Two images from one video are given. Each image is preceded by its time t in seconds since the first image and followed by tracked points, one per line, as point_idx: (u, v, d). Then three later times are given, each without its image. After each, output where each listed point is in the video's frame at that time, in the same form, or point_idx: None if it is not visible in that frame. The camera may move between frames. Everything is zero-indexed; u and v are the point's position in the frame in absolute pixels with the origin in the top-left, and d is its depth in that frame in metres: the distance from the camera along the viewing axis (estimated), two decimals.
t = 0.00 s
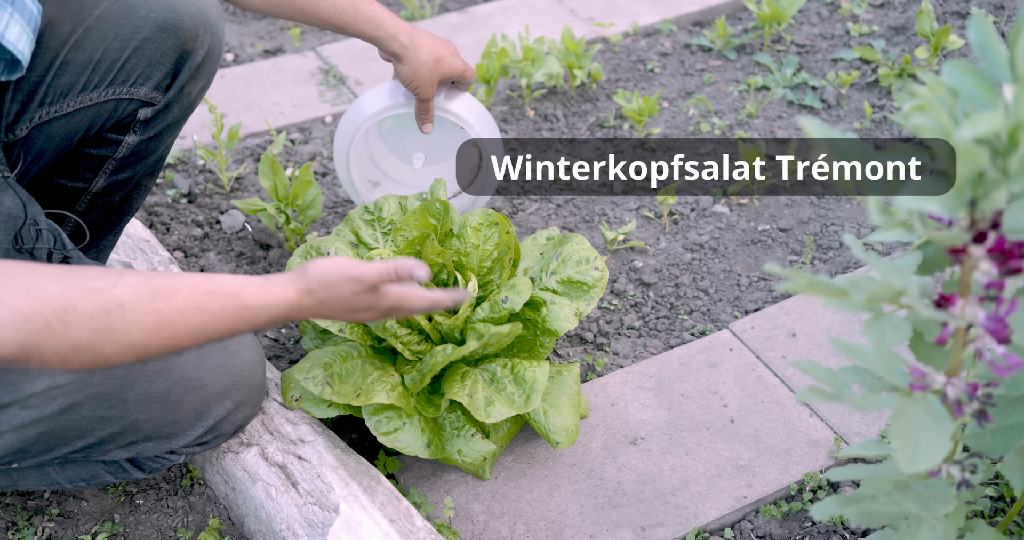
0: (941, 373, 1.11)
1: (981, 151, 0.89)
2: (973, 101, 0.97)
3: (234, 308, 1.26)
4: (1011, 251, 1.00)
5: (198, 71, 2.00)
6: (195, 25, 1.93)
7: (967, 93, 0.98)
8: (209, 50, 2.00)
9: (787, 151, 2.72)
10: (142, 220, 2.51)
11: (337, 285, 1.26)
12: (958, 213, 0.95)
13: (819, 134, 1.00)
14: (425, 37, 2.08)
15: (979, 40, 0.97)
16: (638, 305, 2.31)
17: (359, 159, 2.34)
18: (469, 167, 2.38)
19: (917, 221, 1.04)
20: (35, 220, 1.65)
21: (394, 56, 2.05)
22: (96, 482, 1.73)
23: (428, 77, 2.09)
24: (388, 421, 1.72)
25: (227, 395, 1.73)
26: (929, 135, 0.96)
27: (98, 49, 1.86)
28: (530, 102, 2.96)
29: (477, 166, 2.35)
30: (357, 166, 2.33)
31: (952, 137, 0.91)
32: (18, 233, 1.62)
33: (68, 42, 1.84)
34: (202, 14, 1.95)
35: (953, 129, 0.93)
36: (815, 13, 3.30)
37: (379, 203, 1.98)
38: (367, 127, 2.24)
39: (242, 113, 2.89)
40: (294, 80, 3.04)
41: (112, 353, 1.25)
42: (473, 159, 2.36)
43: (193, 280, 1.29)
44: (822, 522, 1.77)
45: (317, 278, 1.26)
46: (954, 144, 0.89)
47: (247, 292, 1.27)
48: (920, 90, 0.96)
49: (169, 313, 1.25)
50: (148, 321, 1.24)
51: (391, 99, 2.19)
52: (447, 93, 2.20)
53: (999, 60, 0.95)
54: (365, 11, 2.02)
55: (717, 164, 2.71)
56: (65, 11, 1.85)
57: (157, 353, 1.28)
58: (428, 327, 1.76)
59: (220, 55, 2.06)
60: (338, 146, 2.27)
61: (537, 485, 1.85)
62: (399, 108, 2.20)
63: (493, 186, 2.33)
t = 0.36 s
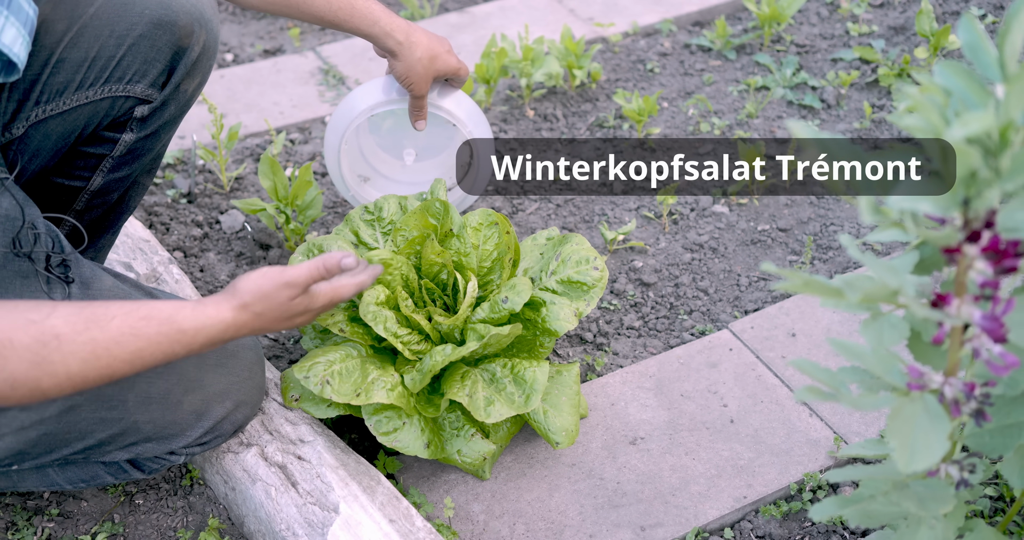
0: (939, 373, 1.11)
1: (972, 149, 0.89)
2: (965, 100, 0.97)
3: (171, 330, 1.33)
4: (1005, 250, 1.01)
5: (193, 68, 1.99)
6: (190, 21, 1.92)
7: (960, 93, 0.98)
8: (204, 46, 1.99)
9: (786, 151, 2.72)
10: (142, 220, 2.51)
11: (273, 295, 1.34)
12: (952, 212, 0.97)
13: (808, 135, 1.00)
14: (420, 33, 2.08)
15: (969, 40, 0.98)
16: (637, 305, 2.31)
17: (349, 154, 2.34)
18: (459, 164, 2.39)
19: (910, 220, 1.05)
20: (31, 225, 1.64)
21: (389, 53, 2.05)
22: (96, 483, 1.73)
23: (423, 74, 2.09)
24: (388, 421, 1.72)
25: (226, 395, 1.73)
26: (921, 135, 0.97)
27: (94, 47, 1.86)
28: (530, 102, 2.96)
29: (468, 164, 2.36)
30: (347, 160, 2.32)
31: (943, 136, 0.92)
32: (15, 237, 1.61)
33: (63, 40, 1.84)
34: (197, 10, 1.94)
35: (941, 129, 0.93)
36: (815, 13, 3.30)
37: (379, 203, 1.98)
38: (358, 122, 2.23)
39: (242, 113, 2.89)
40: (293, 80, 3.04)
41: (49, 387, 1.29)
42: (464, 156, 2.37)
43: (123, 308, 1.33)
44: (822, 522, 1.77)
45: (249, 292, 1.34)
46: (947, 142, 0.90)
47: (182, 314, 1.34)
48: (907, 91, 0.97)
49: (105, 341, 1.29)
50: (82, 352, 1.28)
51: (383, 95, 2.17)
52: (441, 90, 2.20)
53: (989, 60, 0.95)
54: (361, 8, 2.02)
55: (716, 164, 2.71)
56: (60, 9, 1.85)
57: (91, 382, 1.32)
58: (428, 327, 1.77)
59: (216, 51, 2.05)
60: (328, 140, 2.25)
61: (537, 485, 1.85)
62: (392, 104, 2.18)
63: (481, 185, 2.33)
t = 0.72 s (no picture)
0: (940, 372, 1.11)
1: (979, 147, 0.89)
2: (971, 99, 0.97)
3: (179, 342, 1.32)
4: (1008, 248, 1.01)
5: (196, 70, 2.00)
6: (193, 23, 1.93)
7: (966, 92, 0.98)
8: (206, 48, 2.00)
9: (786, 151, 2.72)
10: (142, 220, 2.51)
11: (287, 298, 1.34)
12: (955, 210, 0.97)
13: (818, 133, 0.99)
14: (423, 37, 2.08)
15: (977, 38, 0.97)
16: (637, 305, 2.31)
17: (352, 157, 2.34)
18: (463, 169, 2.37)
19: (915, 216, 1.05)
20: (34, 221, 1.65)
21: (392, 56, 2.05)
22: (95, 483, 1.73)
23: (426, 77, 2.09)
24: (388, 421, 1.72)
25: (226, 395, 1.73)
26: (927, 132, 0.96)
27: (96, 48, 1.86)
28: (529, 102, 2.96)
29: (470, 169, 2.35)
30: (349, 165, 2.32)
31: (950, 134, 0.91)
32: (18, 236, 1.61)
33: (65, 41, 1.84)
34: (199, 12, 1.95)
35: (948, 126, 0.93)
36: (815, 13, 3.30)
37: (379, 203, 1.98)
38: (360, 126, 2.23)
39: (242, 113, 2.89)
40: (293, 80, 3.04)
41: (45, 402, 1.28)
42: (467, 161, 2.35)
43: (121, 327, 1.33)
44: (822, 522, 1.77)
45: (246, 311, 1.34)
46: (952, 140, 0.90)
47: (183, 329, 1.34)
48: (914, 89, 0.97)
49: (105, 353, 1.29)
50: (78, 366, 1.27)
51: (386, 99, 2.18)
52: (444, 94, 2.20)
53: (998, 57, 0.95)
54: (363, 12, 2.03)
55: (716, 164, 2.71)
56: (62, 10, 1.85)
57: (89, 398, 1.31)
58: (428, 326, 1.76)
59: (218, 54, 2.05)
60: (331, 145, 2.26)
61: (537, 485, 1.85)
62: (394, 108, 2.19)
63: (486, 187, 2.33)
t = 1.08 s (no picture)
0: (938, 372, 1.11)
1: (974, 147, 0.89)
2: (967, 99, 0.98)
3: (167, 362, 1.00)
4: (1005, 248, 1.01)
5: (205, 76, 2.00)
6: (202, 30, 1.94)
7: (961, 92, 0.98)
8: (215, 54, 2.00)
9: (785, 151, 2.72)
10: (142, 220, 2.51)
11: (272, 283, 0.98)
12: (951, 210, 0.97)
13: (811, 135, 0.99)
14: (429, 47, 2.08)
15: (972, 39, 0.98)
16: (637, 305, 2.31)
17: (359, 171, 2.34)
18: (468, 182, 2.37)
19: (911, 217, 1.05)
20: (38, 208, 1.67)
21: (399, 65, 2.05)
22: (95, 483, 1.73)
23: (432, 87, 2.09)
24: (388, 421, 1.72)
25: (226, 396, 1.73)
26: (923, 132, 0.95)
27: (106, 53, 1.86)
28: (529, 102, 2.96)
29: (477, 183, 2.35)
30: (357, 179, 2.33)
31: (944, 134, 0.91)
32: (32, 222, 1.63)
33: (75, 46, 1.84)
34: (209, 19, 1.96)
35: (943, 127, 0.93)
36: (814, 13, 3.30)
37: (379, 203, 1.99)
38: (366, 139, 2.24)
39: (242, 113, 2.89)
40: (293, 80, 3.04)
41: None
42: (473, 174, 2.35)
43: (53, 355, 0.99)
44: (821, 521, 1.77)
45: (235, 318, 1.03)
46: (949, 140, 0.90)
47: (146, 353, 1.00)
48: (909, 90, 0.98)
49: (74, 366, 1.00)
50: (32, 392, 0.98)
51: (392, 111, 2.18)
52: (449, 107, 2.20)
53: (990, 58, 0.95)
54: (371, 20, 2.03)
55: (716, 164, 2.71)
56: (73, 16, 1.86)
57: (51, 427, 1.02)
58: (428, 326, 1.77)
59: (227, 60, 2.06)
60: (337, 157, 2.27)
61: (536, 485, 1.85)
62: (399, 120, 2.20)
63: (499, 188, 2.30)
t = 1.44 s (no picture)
0: (939, 371, 1.11)
1: (976, 144, 0.89)
2: (969, 98, 0.97)
3: (74, 380, 1.22)
4: (1006, 247, 1.01)
5: (207, 76, 1.99)
6: (205, 30, 1.92)
7: (964, 91, 0.97)
8: (218, 54, 1.99)
9: (785, 151, 2.72)
10: (142, 220, 2.51)
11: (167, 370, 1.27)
12: (953, 209, 0.97)
13: (812, 131, 0.99)
14: (433, 49, 2.08)
15: (975, 38, 0.97)
16: (637, 305, 2.31)
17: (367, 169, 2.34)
18: (474, 185, 2.37)
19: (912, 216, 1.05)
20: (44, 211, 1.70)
21: (403, 68, 2.06)
22: (95, 482, 1.73)
23: (435, 90, 2.09)
24: (388, 421, 1.72)
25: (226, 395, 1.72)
26: (925, 130, 0.95)
27: (108, 52, 1.86)
28: (529, 102, 2.96)
29: (482, 184, 2.35)
30: (364, 177, 2.33)
31: (946, 132, 0.91)
32: (34, 229, 1.64)
33: (77, 44, 1.85)
34: (212, 19, 1.94)
35: (946, 126, 0.93)
36: (814, 13, 3.30)
37: (379, 203, 1.99)
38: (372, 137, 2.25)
39: (241, 113, 2.89)
40: (293, 80, 3.04)
41: None
42: (479, 177, 2.35)
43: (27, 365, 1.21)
44: (822, 521, 1.77)
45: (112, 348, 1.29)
46: (949, 137, 0.89)
47: (89, 367, 1.23)
48: (914, 86, 0.97)
49: None
50: None
51: (400, 110, 2.19)
52: (456, 108, 2.20)
53: (994, 56, 0.95)
54: (376, 23, 2.02)
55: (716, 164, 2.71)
56: (76, 14, 1.87)
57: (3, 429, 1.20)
58: (428, 326, 1.77)
59: (230, 59, 2.05)
60: (345, 153, 2.28)
61: (536, 485, 1.85)
62: (406, 119, 2.20)
63: (505, 187, 2.32)
